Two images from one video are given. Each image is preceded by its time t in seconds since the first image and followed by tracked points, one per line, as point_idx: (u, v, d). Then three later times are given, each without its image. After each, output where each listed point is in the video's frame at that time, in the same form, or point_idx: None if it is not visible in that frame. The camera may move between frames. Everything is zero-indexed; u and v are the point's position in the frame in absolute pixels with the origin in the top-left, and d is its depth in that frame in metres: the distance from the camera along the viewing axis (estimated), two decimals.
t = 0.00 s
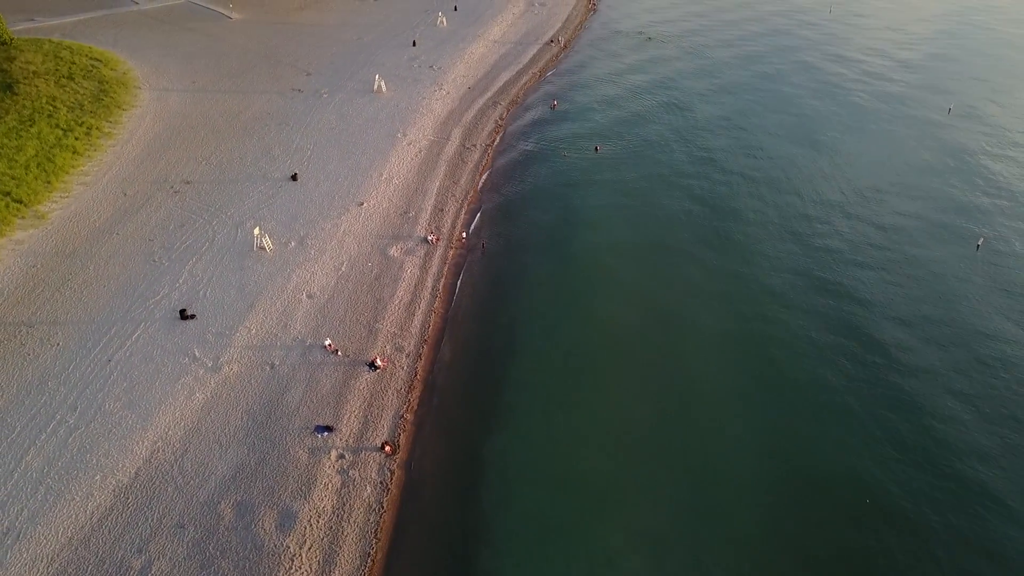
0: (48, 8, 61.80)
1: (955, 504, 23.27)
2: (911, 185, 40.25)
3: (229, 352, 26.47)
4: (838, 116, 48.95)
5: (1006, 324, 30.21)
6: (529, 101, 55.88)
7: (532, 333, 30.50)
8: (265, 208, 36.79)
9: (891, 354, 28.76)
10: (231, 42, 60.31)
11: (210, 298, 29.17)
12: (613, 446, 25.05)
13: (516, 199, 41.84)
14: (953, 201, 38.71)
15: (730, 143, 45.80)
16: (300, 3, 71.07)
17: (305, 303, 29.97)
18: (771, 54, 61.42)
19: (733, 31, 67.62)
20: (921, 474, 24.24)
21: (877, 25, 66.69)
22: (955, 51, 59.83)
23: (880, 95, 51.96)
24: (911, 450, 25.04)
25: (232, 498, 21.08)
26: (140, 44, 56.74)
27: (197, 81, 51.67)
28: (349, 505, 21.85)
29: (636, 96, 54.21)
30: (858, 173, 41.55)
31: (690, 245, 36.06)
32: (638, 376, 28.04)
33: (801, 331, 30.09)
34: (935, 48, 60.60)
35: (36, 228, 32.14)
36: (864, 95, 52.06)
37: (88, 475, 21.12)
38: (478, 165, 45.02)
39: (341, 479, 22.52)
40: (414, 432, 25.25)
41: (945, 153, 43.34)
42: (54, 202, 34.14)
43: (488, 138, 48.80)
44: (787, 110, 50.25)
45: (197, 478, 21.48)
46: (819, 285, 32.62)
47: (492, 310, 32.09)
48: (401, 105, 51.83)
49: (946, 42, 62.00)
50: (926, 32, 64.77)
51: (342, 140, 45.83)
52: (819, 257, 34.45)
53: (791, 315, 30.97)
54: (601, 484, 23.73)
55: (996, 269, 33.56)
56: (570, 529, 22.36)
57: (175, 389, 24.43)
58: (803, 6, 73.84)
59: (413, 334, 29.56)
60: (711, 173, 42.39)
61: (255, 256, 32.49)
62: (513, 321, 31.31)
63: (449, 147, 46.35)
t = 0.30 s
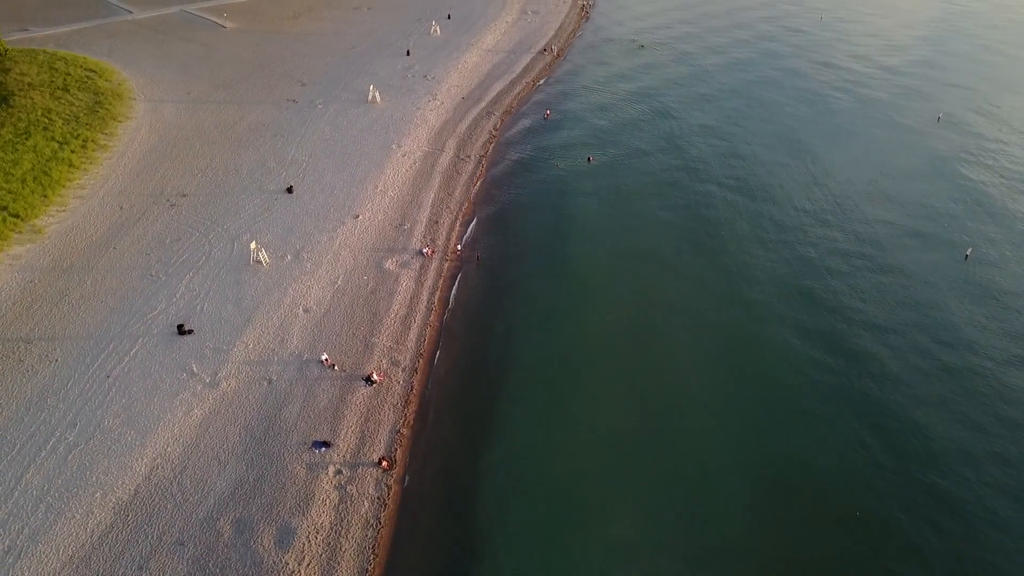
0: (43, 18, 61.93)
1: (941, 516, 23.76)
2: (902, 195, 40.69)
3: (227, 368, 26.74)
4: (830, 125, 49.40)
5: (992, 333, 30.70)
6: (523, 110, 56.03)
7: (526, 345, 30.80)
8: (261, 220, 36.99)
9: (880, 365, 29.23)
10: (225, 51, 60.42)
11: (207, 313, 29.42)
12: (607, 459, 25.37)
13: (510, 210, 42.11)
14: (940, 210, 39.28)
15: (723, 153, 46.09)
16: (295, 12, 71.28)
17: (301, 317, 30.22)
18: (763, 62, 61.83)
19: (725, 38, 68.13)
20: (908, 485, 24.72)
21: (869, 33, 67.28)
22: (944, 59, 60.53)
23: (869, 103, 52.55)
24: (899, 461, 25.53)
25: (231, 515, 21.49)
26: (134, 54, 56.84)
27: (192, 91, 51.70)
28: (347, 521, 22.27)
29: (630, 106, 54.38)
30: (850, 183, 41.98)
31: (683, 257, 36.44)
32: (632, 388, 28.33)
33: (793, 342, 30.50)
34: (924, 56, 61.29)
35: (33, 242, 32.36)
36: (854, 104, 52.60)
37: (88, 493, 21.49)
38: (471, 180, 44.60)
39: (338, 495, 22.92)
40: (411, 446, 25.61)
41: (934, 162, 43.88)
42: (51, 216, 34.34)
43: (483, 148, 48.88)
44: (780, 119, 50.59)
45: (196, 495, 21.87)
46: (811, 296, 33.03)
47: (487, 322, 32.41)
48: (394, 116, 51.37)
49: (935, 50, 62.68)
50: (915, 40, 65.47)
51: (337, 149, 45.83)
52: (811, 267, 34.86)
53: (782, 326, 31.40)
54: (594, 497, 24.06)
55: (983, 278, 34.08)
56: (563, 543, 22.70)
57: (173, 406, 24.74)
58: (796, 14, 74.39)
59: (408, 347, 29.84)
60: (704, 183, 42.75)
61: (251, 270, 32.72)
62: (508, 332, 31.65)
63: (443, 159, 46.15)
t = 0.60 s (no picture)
0: (40, 28, 62.35)
1: (929, 524, 24.27)
2: (895, 204, 41.20)
3: (228, 380, 27.12)
4: (824, 134, 49.93)
5: (982, 342, 31.22)
6: (519, 119, 56.29)
7: (522, 355, 31.25)
8: (259, 232, 37.33)
9: (872, 374, 29.71)
10: (222, 61, 60.81)
11: (207, 326, 29.80)
12: (602, 471, 25.73)
13: (507, 220, 42.46)
14: (931, 218, 39.84)
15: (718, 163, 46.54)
16: (291, 21, 71.66)
17: (300, 329, 30.59)
18: (758, 70, 62.31)
19: (719, 47, 68.75)
20: (899, 493, 25.21)
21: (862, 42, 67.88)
22: (935, 66, 61.24)
23: (862, 112, 53.18)
24: (890, 470, 26.02)
25: (233, 527, 21.93)
26: (132, 65, 57.20)
27: (190, 101, 52.01)
28: (347, 533, 22.69)
29: (625, 116, 54.67)
30: (843, 192, 42.48)
31: (678, 266, 36.88)
32: (626, 399, 28.70)
33: (786, 352, 31.01)
34: (916, 64, 61.99)
35: (34, 255, 32.76)
36: (846, 113, 53.22)
37: (92, 506, 21.93)
38: (468, 190, 45.07)
39: (338, 507, 23.35)
40: (410, 457, 26.05)
41: (926, 172, 44.41)
42: (51, 228, 34.72)
43: (479, 159, 49.20)
44: (775, 128, 51.06)
45: (198, 507, 22.32)
46: (804, 305, 33.54)
47: (484, 332, 32.81)
48: (391, 126, 51.71)
49: (927, 58, 63.39)
50: (907, 47, 66.24)
51: (334, 159, 46.07)
52: (805, 277, 35.36)
53: (776, 335, 31.89)
54: (590, 509, 24.43)
55: (973, 288, 34.61)
56: (560, 555, 23.09)
57: (175, 419, 25.14)
58: (790, 22, 74.93)
59: (406, 359, 30.23)
60: (699, 193, 43.19)
61: (250, 282, 33.09)
62: (505, 343, 32.06)
63: (440, 168, 46.51)
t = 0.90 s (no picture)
0: (38, 36, 62.79)
1: (915, 525, 24.94)
2: (884, 211, 41.84)
3: (228, 389, 27.61)
4: (815, 140, 50.58)
5: (968, 346, 31.84)
6: (514, 126, 56.84)
7: (517, 361, 31.87)
8: (258, 240, 37.81)
9: (860, 378, 30.36)
10: (219, 69, 61.25)
11: (208, 334, 30.28)
12: (599, 477, 26.24)
13: (503, 227, 42.98)
14: (919, 224, 40.49)
15: (710, 170, 47.10)
16: (288, 29, 72.15)
17: (299, 337, 31.10)
18: (750, 76, 62.93)
19: (712, 53, 69.44)
20: (885, 497, 25.87)
21: (854, 48, 68.68)
22: (925, 72, 62.01)
23: (853, 118, 53.88)
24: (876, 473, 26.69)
25: (236, 533, 22.47)
26: (129, 73, 57.62)
27: (187, 110, 52.44)
28: (347, 537, 23.26)
29: (619, 123, 55.12)
30: (833, 199, 43.07)
31: (671, 273, 37.46)
32: (621, 406, 29.21)
33: (775, 358, 31.61)
34: (906, 70, 62.75)
35: (36, 265, 33.27)
36: (837, 119, 53.92)
37: (98, 513, 22.46)
38: (464, 198, 45.61)
39: (338, 512, 23.92)
40: (408, 463, 26.64)
41: (917, 178, 45.04)
42: (52, 238, 35.24)
43: (475, 166, 49.70)
44: (766, 134, 51.66)
45: (202, 513, 22.85)
46: (794, 311, 34.18)
47: (480, 339, 33.37)
48: (388, 133, 52.19)
49: (917, 64, 64.18)
50: (898, 53, 67.06)
51: (331, 167, 46.48)
52: (795, 284, 35.98)
53: (765, 342, 32.51)
54: (588, 515, 24.93)
55: (960, 293, 35.24)
56: (558, 560, 23.59)
57: (177, 426, 25.65)
58: (782, 29, 75.74)
59: (404, 366, 30.77)
60: (691, 200, 43.78)
61: (250, 290, 33.58)
62: (501, 349, 32.62)
63: (436, 176, 47.03)
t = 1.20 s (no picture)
0: (33, 42, 63.10)
1: (900, 519, 25.63)
2: (872, 213, 42.61)
3: (229, 394, 28.20)
4: (804, 143, 51.37)
5: (951, 347, 32.57)
6: (508, 130, 57.46)
7: (511, 363, 32.60)
8: (256, 246, 38.33)
9: (847, 379, 31.11)
10: (215, 74, 61.68)
11: (208, 340, 30.84)
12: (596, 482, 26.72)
13: (498, 231, 43.60)
14: (905, 227, 41.29)
15: (701, 173, 47.81)
16: (282, 35, 72.63)
17: (298, 342, 31.68)
18: (741, 80, 63.66)
19: (704, 56, 70.18)
20: (871, 492, 26.55)
21: (843, 52, 69.55)
22: (913, 75, 62.89)
23: (841, 121, 54.67)
24: (863, 469, 27.38)
25: (238, 535, 23.09)
26: (125, 79, 57.99)
27: (184, 116, 52.90)
28: (347, 538, 23.93)
29: (611, 127, 55.67)
30: (822, 202, 43.84)
31: (662, 276, 38.16)
32: (617, 411, 29.70)
33: (764, 359, 32.34)
34: (894, 73, 63.64)
35: (37, 272, 33.78)
36: (827, 122, 54.69)
37: (103, 516, 23.05)
38: (459, 203, 46.22)
39: (338, 513, 24.58)
40: (405, 465, 27.33)
41: (904, 181, 45.84)
42: (53, 245, 35.76)
43: (469, 171, 50.30)
44: (757, 138, 52.41)
45: (205, 516, 23.47)
46: (782, 313, 34.92)
47: (475, 342, 34.02)
48: (383, 138, 52.73)
49: (906, 67, 65.05)
50: (886, 57, 67.97)
51: (327, 173, 46.98)
52: (783, 287, 36.73)
53: (754, 343, 33.23)
54: (586, 520, 25.41)
55: (945, 295, 36.00)
56: (558, 565, 24.06)
57: (179, 431, 26.24)
58: (773, 32, 76.54)
59: (401, 370, 31.39)
60: (683, 204, 44.47)
61: (249, 296, 34.13)
62: (496, 353, 33.29)
63: (431, 181, 47.63)
